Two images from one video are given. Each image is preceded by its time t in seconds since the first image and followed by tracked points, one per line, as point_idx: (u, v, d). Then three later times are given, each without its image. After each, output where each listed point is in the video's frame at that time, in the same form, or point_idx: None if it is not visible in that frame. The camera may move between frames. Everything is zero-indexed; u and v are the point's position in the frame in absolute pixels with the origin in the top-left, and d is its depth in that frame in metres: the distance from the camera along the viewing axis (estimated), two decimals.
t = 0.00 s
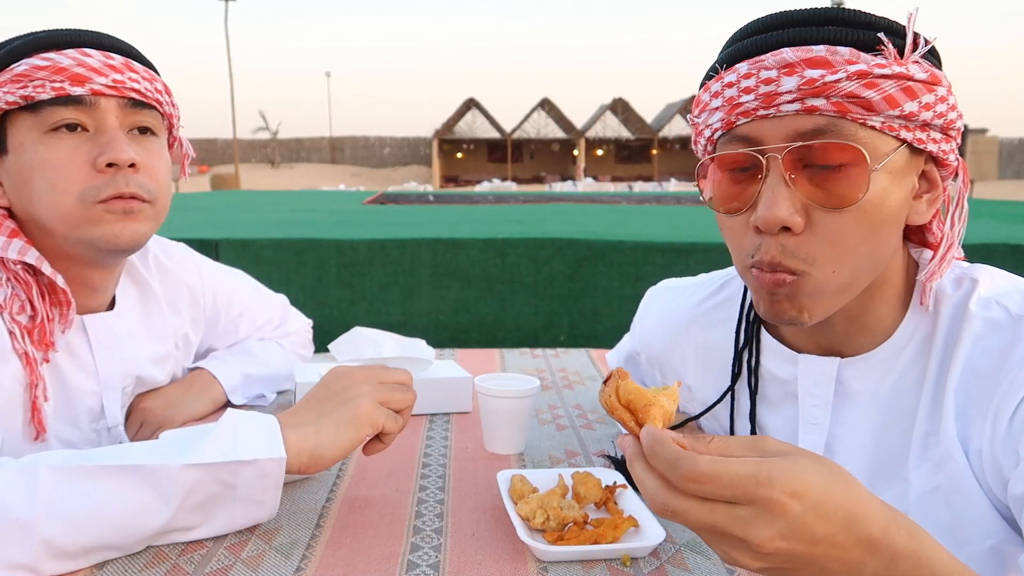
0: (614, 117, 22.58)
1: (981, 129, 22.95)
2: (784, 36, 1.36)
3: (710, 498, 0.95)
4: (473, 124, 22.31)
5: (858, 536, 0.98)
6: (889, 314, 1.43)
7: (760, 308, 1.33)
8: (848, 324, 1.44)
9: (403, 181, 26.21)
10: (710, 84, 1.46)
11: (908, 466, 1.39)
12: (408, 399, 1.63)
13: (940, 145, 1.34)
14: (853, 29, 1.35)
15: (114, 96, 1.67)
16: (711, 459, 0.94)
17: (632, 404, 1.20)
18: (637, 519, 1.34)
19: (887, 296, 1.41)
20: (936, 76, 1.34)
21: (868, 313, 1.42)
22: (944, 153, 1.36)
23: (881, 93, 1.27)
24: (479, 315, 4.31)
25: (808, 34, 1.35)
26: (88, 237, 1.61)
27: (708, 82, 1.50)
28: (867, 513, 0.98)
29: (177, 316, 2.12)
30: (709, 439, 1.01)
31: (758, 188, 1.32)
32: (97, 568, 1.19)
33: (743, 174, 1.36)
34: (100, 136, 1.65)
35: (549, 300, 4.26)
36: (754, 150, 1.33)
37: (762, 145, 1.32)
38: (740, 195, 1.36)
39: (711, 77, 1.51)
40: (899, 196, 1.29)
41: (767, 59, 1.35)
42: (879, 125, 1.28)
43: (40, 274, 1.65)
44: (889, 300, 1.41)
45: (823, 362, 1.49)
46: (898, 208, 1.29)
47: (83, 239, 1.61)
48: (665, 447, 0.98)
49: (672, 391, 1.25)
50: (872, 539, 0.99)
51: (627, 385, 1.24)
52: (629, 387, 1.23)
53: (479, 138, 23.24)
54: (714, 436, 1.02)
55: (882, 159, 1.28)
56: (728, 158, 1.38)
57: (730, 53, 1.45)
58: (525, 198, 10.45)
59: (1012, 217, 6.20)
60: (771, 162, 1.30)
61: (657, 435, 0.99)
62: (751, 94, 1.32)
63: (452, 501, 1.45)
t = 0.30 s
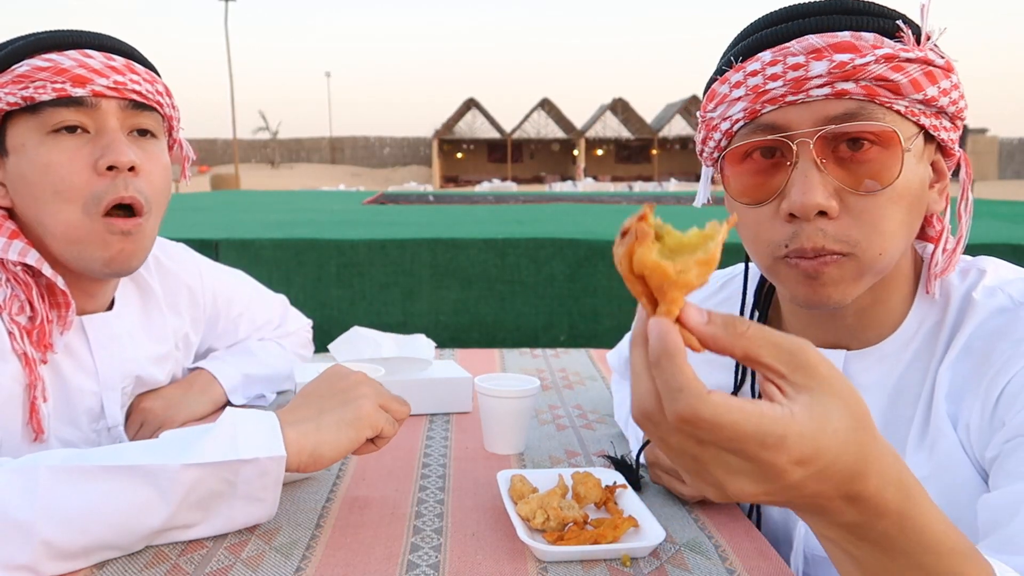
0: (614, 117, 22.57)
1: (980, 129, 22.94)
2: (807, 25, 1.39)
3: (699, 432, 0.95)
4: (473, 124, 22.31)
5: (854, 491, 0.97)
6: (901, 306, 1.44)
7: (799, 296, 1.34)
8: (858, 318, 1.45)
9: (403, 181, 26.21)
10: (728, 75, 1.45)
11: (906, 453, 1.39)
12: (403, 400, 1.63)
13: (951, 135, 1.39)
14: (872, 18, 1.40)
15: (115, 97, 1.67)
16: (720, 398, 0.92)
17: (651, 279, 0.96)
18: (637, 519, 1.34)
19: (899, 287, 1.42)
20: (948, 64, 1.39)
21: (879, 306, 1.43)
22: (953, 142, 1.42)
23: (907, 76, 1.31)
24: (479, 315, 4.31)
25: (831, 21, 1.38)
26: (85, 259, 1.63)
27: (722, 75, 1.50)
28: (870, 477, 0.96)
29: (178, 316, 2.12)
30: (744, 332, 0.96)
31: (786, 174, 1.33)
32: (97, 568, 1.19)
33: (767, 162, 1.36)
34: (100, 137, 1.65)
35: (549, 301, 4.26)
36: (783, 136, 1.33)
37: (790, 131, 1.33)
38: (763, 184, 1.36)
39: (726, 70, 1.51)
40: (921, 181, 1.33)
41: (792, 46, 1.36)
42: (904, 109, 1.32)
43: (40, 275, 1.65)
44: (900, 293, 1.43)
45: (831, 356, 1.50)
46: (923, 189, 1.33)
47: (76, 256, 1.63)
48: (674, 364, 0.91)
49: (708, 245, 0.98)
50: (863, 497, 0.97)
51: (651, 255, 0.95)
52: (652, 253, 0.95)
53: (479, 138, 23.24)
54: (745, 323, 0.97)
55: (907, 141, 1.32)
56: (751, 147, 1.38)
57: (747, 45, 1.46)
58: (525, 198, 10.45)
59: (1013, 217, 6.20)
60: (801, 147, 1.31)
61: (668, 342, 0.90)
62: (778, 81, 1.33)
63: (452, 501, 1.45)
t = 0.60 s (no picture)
0: (614, 117, 22.57)
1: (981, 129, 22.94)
2: (808, 28, 1.40)
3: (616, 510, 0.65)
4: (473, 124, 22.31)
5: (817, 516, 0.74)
6: (899, 311, 1.43)
7: (801, 304, 1.33)
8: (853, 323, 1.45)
9: (403, 181, 26.21)
10: (728, 78, 1.46)
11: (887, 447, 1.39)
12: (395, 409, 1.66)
13: (947, 139, 1.41)
14: (873, 22, 1.40)
15: (117, 99, 1.67)
16: (638, 452, 0.61)
17: (526, 273, 0.69)
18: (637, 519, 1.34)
19: (898, 292, 1.41)
20: (947, 69, 1.40)
21: (877, 312, 1.42)
22: (949, 147, 1.43)
23: (908, 81, 1.32)
24: (479, 315, 4.31)
25: (832, 25, 1.39)
26: (81, 242, 1.61)
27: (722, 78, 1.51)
28: (834, 500, 0.73)
29: (177, 316, 2.12)
30: (667, 328, 0.68)
31: (787, 178, 1.32)
32: (97, 568, 1.19)
33: (767, 165, 1.37)
34: (102, 138, 1.65)
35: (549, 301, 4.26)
36: (784, 140, 1.33)
37: (791, 134, 1.33)
38: (763, 188, 1.36)
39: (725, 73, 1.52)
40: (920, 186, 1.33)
41: (794, 49, 1.37)
42: (905, 113, 1.32)
43: (39, 274, 1.65)
44: (898, 299, 1.42)
45: (822, 355, 1.49)
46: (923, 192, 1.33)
47: (76, 243, 1.61)
48: (562, 407, 0.62)
49: (607, 217, 0.74)
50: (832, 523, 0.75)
51: (520, 238, 0.68)
52: (523, 232, 0.69)
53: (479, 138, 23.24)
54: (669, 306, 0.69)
55: (907, 145, 1.32)
56: (752, 150, 1.39)
57: (748, 47, 1.47)
58: (525, 198, 10.45)
59: (1013, 216, 6.20)
60: (802, 151, 1.31)
61: (552, 371, 0.61)
62: (780, 84, 1.33)
63: (452, 501, 1.45)
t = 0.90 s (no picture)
0: (614, 116, 22.57)
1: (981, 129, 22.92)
2: (804, 32, 1.40)
3: None
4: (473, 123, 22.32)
5: None
6: (896, 315, 1.43)
7: (799, 307, 1.34)
8: (852, 327, 1.44)
9: (403, 181, 26.21)
10: (724, 84, 1.45)
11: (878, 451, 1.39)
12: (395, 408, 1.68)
13: (946, 143, 1.41)
14: (871, 26, 1.40)
15: (122, 101, 1.66)
16: (649, 549, 0.63)
17: (529, 328, 0.63)
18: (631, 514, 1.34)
19: (894, 297, 1.41)
20: (945, 73, 1.40)
21: (875, 315, 1.42)
22: (948, 151, 1.43)
23: (906, 86, 1.32)
24: (479, 315, 4.31)
25: (830, 29, 1.39)
26: (84, 263, 1.64)
27: (718, 83, 1.50)
28: None
29: (177, 317, 2.12)
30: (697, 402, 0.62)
31: (785, 185, 1.32)
32: (97, 568, 1.19)
33: (763, 172, 1.37)
34: (106, 140, 1.64)
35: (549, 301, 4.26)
36: (782, 148, 1.33)
37: (789, 142, 1.33)
38: (759, 195, 1.36)
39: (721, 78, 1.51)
40: (919, 190, 1.33)
41: (790, 55, 1.36)
42: (903, 119, 1.32)
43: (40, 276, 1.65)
44: (896, 302, 1.41)
45: (821, 361, 1.50)
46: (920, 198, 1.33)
47: (76, 259, 1.63)
48: (575, 479, 0.60)
49: (631, 267, 0.65)
50: None
51: (518, 291, 0.62)
52: (523, 283, 0.62)
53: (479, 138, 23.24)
54: (702, 364, 0.63)
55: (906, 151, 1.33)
56: (748, 157, 1.38)
57: (744, 52, 1.46)
58: (525, 198, 10.45)
59: (1014, 216, 6.19)
60: (800, 159, 1.31)
61: (565, 438, 0.59)
62: (776, 91, 1.33)
63: (452, 501, 1.45)
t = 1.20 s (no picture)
0: (614, 116, 22.57)
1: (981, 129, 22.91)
2: (802, 31, 1.40)
3: None
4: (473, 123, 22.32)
5: None
6: (894, 317, 1.43)
7: (796, 308, 1.33)
8: (852, 327, 1.43)
9: (404, 181, 26.22)
10: (722, 83, 1.46)
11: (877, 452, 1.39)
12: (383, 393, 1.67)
13: (945, 141, 1.41)
14: (869, 25, 1.40)
15: (182, 140, 1.69)
16: None
17: (524, 381, 0.63)
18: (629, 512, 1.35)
19: (895, 298, 1.40)
20: (943, 72, 1.41)
21: (875, 316, 1.41)
22: (947, 149, 1.43)
23: (903, 84, 1.32)
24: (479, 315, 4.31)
25: (828, 28, 1.39)
26: (113, 267, 1.65)
27: (717, 82, 1.50)
28: None
29: (177, 317, 2.11)
30: (678, 454, 0.63)
31: (783, 183, 1.33)
32: (97, 568, 1.19)
33: (762, 170, 1.37)
34: (157, 173, 1.66)
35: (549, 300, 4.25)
36: (779, 146, 1.33)
37: (787, 140, 1.33)
38: (758, 193, 1.36)
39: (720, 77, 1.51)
40: (917, 189, 1.33)
41: (788, 54, 1.36)
42: (901, 117, 1.32)
43: (58, 277, 1.66)
44: (895, 303, 1.41)
45: (820, 361, 1.49)
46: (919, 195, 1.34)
47: (107, 263, 1.65)
48: (556, 523, 0.61)
49: (627, 330, 0.64)
50: None
51: (517, 345, 0.62)
52: (522, 338, 0.62)
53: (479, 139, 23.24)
54: (686, 419, 0.64)
55: (904, 150, 1.32)
56: (746, 155, 1.39)
57: (742, 51, 1.46)
58: (525, 198, 10.45)
59: (1014, 216, 6.19)
60: (798, 157, 1.31)
61: (548, 488, 0.59)
62: (774, 89, 1.33)
63: (452, 501, 1.45)
